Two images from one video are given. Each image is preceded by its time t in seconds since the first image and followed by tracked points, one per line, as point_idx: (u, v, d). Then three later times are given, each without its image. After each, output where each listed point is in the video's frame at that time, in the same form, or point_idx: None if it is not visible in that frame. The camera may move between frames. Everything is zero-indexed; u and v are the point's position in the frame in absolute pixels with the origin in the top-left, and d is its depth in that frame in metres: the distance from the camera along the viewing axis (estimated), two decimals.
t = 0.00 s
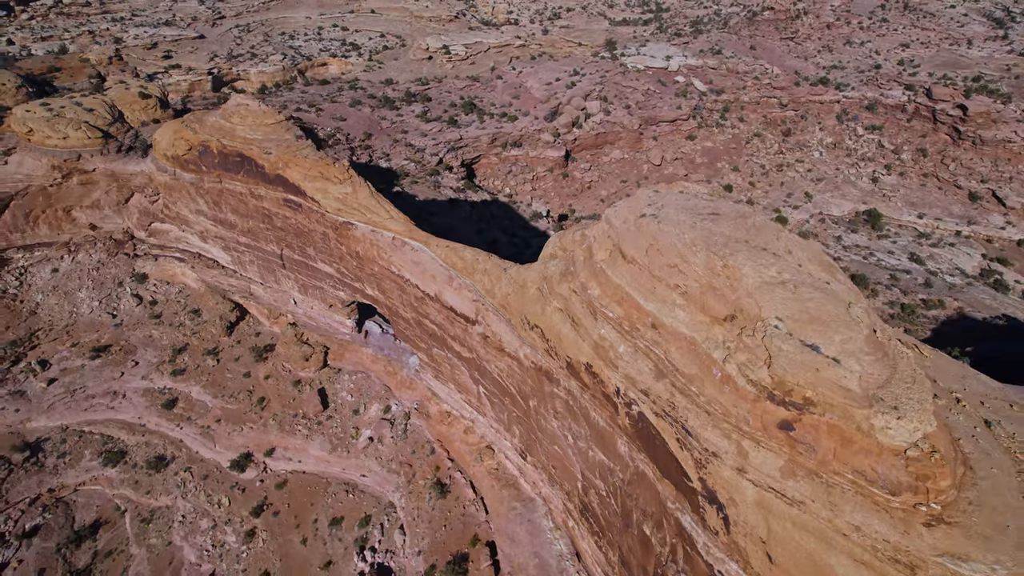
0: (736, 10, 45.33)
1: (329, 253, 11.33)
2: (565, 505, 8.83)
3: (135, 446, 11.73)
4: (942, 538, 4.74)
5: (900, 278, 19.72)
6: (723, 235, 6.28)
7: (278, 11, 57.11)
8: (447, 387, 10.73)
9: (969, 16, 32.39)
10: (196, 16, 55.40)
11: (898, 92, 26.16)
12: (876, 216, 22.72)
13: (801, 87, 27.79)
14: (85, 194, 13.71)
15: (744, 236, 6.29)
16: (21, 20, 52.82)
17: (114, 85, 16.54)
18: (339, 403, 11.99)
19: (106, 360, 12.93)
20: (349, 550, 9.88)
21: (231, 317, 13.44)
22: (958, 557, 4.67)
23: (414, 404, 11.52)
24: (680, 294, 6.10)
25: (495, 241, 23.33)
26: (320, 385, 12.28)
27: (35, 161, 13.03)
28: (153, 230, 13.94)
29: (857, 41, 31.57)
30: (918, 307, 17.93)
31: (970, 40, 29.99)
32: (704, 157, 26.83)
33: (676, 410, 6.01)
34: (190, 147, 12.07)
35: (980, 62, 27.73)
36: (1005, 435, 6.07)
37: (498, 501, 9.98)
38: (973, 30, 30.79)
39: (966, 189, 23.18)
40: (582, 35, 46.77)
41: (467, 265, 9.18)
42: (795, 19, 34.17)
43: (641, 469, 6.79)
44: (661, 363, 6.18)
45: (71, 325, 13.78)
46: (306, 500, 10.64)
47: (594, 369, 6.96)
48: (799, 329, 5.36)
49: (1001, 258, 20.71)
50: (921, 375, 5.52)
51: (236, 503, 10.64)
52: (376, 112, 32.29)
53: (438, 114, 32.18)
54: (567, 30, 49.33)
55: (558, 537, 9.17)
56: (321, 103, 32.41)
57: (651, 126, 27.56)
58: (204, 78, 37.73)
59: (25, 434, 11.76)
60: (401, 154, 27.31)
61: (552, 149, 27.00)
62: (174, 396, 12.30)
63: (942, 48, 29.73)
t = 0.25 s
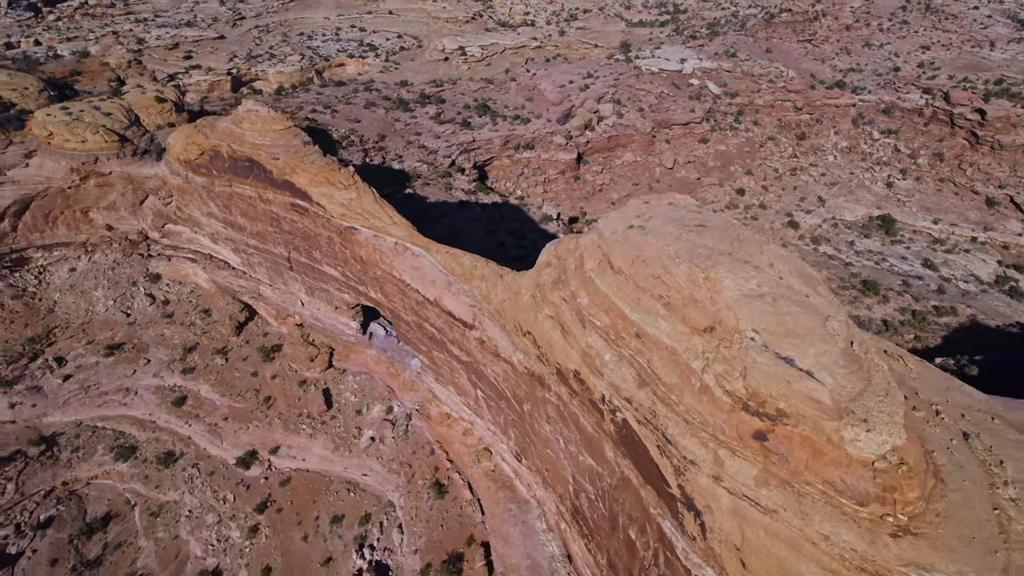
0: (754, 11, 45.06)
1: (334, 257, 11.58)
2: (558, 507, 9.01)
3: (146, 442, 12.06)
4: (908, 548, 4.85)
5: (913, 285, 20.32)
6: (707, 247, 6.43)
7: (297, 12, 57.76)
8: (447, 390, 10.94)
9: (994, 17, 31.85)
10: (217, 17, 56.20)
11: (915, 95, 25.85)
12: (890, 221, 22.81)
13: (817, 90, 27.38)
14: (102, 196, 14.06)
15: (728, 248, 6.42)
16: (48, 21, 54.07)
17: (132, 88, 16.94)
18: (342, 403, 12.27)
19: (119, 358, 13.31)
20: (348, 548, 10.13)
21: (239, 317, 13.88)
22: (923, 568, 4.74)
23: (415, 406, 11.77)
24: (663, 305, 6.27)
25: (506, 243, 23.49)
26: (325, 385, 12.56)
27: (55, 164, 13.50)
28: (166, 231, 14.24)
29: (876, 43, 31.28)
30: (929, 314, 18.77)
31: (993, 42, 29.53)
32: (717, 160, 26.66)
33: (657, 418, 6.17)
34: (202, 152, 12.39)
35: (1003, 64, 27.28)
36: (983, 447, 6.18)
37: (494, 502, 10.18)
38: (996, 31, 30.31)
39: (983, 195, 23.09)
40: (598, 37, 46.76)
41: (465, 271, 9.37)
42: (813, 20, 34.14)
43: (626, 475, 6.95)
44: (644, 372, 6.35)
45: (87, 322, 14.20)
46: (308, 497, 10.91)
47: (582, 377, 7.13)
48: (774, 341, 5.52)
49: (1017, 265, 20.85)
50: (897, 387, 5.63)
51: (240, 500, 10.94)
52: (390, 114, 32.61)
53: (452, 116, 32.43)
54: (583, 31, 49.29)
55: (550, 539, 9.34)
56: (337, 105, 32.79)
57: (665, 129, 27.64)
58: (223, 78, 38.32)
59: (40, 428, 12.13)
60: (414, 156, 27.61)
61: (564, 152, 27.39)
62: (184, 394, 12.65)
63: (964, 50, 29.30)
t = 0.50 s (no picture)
0: (772, 13, 44.79)
1: (341, 259, 11.88)
2: (552, 508, 9.21)
3: (157, 437, 12.45)
4: (875, 555, 5.01)
5: (925, 291, 20.83)
6: (693, 258, 6.59)
7: (316, 13, 58.44)
8: (448, 391, 11.18)
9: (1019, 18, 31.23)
10: (237, 17, 57.02)
11: (934, 98, 25.86)
12: (905, 226, 23.28)
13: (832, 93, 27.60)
14: (119, 197, 14.48)
15: (713, 259, 6.59)
16: (74, 22, 55.30)
17: (150, 92, 17.37)
18: (347, 402, 12.59)
19: (134, 355, 13.72)
20: (349, 543, 10.41)
21: (250, 317, 14.18)
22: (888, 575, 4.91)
23: (418, 406, 12.09)
24: (648, 314, 6.45)
25: (517, 244, 23.81)
26: (331, 384, 12.89)
27: (74, 167, 13.91)
28: (181, 232, 14.64)
29: (897, 46, 31.16)
30: (941, 320, 19.33)
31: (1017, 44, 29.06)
32: (730, 164, 27.24)
33: (640, 424, 6.38)
34: (214, 156, 12.73)
35: None
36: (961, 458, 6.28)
37: (491, 502, 10.40)
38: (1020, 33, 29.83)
39: (1001, 201, 23.08)
40: (614, 38, 46.76)
41: (465, 276, 9.61)
42: (832, 23, 34.15)
43: (612, 478, 7.14)
44: (629, 379, 6.55)
45: (103, 320, 14.58)
46: (312, 494, 11.23)
47: (571, 382, 7.35)
48: (751, 352, 5.67)
49: None
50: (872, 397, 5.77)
51: (246, 495, 11.28)
52: (404, 115, 32.96)
53: (466, 118, 32.72)
54: (599, 33, 49.29)
55: (544, 540, 9.55)
56: (352, 106, 33.19)
57: (678, 131, 28.02)
58: (242, 79, 38.92)
59: (57, 422, 12.51)
60: (427, 157, 27.98)
61: (577, 154, 27.98)
62: (194, 391, 13.03)
63: (988, 52, 28.84)
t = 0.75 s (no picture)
0: (791, 14, 44.49)
1: (349, 262, 12.20)
2: (547, 508, 9.46)
3: (171, 432, 12.85)
4: (846, 558, 5.17)
5: (939, 296, 21.28)
6: (680, 267, 6.78)
7: (335, 14, 59.15)
8: (450, 392, 11.47)
9: None
10: (258, 18, 57.88)
11: (953, 102, 26.11)
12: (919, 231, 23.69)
13: (849, 96, 28.06)
14: (137, 198, 14.96)
15: (699, 269, 6.78)
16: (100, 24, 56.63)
17: (170, 96, 17.84)
18: (354, 401, 12.95)
19: (150, 351, 14.14)
20: (353, 538, 10.72)
21: (262, 317, 14.49)
22: None
23: (423, 406, 12.45)
24: (635, 322, 6.65)
25: (527, 248, 24.47)
26: (339, 384, 13.26)
27: (96, 169, 14.39)
28: (196, 233, 15.14)
29: (918, 48, 31.12)
30: (953, 327, 19.70)
31: None
32: (743, 168, 27.73)
33: (625, 428, 6.62)
34: (229, 159, 13.10)
35: None
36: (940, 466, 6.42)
37: (489, 500, 10.65)
38: None
39: (1019, 207, 23.69)
40: (631, 40, 46.82)
41: (466, 280, 9.87)
42: (851, 24, 33.68)
43: (601, 480, 7.37)
44: (616, 384, 6.77)
45: (120, 318, 15.04)
46: (318, 490, 11.56)
47: (563, 387, 7.60)
48: (730, 360, 5.87)
49: None
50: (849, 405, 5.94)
51: (255, 489, 11.65)
52: (419, 117, 33.30)
53: (480, 120, 33.04)
54: (617, 34, 49.32)
55: (540, 538, 9.82)
56: (368, 108, 33.63)
57: (691, 134, 28.52)
58: (262, 78, 39.54)
59: (76, 415, 12.94)
60: (441, 159, 28.37)
61: (590, 157, 28.50)
62: (207, 388, 13.43)
63: (1011, 55, 28.54)
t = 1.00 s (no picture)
0: (812, 16, 44.13)
1: (357, 263, 12.53)
2: (544, 506, 9.70)
3: (185, 426, 13.29)
4: (816, 558, 5.40)
5: (953, 302, 21.28)
6: (669, 274, 6.99)
7: (355, 15, 59.74)
8: (454, 392, 11.75)
9: None
10: (278, 19, 58.59)
11: (972, 106, 25.82)
12: (935, 236, 23.68)
13: (866, 100, 27.59)
14: (156, 199, 15.43)
15: (688, 276, 6.98)
16: (126, 25, 57.80)
17: (189, 99, 18.31)
18: (362, 399, 13.29)
19: (166, 348, 14.61)
20: (357, 532, 11.07)
21: (274, 316, 14.86)
22: None
23: (428, 405, 12.74)
24: (623, 327, 6.88)
25: (538, 249, 24.86)
26: (347, 381, 13.62)
27: (117, 170, 14.82)
28: (213, 233, 15.62)
29: (940, 50, 30.67)
30: (967, 334, 19.73)
31: None
32: (757, 171, 28.00)
33: (612, 429, 6.85)
34: (243, 162, 13.50)
35: None
36: (919, 472, 6.58)
37: (489, 498, 10.92)
38: None
39: None
40: (649, 41, 46.75)
41: (469, 283, 10.14)
42: (871, 27, 33.09)
43: (591, 479, 7.61)
44: (605, 387, 7.00)
45: (139, 315, 15.50)
46: (325, 485, 11.91)
47: (557, 388, 7.85)
48: (712, 365, 6.08)
49: None
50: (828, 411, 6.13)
51: (264, 483, 12.04)
52: (434, 118, 33.64)
53: (495, 122, 33.31)
54: (635, 35, 49.28)
55: (536, 536, 10.08)
56: (385, 109, 34.04)
57: (706, 138, 28.51)
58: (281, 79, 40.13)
59: (95, 407, 13.40)
60: (455, 161, 28.86)
61: (603, 159, 28.69)
62: (220, 383, 13.84)
63: None
